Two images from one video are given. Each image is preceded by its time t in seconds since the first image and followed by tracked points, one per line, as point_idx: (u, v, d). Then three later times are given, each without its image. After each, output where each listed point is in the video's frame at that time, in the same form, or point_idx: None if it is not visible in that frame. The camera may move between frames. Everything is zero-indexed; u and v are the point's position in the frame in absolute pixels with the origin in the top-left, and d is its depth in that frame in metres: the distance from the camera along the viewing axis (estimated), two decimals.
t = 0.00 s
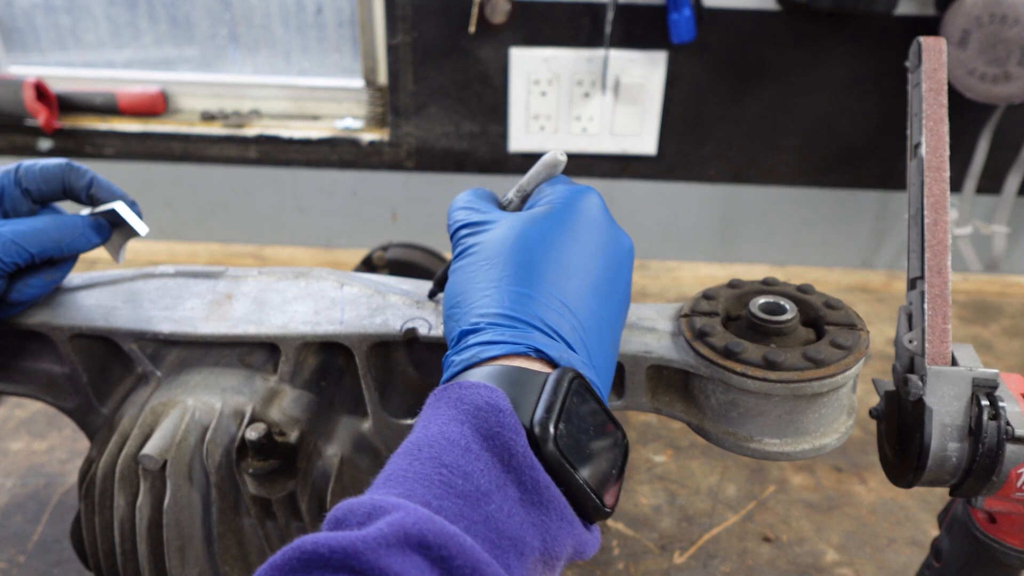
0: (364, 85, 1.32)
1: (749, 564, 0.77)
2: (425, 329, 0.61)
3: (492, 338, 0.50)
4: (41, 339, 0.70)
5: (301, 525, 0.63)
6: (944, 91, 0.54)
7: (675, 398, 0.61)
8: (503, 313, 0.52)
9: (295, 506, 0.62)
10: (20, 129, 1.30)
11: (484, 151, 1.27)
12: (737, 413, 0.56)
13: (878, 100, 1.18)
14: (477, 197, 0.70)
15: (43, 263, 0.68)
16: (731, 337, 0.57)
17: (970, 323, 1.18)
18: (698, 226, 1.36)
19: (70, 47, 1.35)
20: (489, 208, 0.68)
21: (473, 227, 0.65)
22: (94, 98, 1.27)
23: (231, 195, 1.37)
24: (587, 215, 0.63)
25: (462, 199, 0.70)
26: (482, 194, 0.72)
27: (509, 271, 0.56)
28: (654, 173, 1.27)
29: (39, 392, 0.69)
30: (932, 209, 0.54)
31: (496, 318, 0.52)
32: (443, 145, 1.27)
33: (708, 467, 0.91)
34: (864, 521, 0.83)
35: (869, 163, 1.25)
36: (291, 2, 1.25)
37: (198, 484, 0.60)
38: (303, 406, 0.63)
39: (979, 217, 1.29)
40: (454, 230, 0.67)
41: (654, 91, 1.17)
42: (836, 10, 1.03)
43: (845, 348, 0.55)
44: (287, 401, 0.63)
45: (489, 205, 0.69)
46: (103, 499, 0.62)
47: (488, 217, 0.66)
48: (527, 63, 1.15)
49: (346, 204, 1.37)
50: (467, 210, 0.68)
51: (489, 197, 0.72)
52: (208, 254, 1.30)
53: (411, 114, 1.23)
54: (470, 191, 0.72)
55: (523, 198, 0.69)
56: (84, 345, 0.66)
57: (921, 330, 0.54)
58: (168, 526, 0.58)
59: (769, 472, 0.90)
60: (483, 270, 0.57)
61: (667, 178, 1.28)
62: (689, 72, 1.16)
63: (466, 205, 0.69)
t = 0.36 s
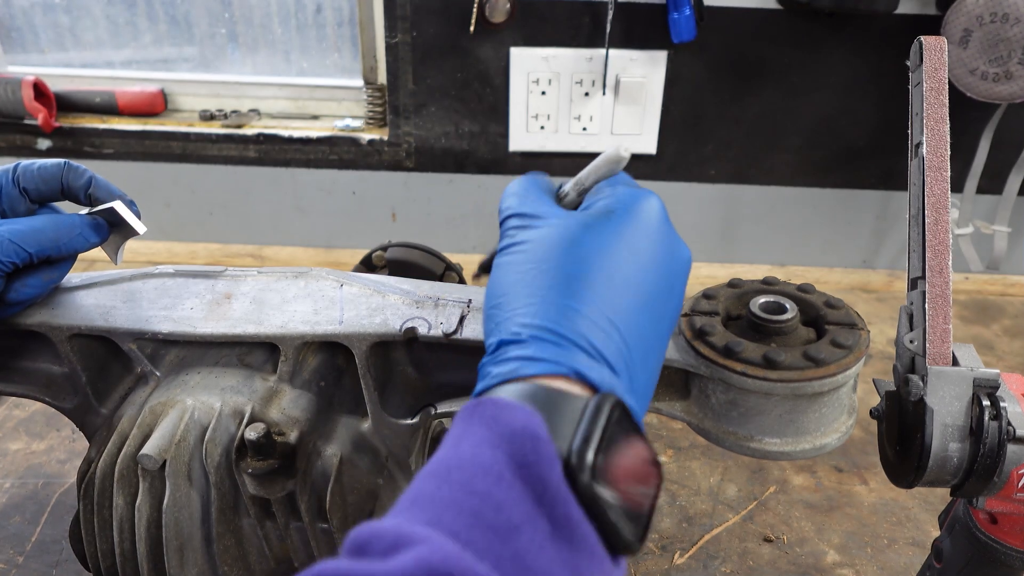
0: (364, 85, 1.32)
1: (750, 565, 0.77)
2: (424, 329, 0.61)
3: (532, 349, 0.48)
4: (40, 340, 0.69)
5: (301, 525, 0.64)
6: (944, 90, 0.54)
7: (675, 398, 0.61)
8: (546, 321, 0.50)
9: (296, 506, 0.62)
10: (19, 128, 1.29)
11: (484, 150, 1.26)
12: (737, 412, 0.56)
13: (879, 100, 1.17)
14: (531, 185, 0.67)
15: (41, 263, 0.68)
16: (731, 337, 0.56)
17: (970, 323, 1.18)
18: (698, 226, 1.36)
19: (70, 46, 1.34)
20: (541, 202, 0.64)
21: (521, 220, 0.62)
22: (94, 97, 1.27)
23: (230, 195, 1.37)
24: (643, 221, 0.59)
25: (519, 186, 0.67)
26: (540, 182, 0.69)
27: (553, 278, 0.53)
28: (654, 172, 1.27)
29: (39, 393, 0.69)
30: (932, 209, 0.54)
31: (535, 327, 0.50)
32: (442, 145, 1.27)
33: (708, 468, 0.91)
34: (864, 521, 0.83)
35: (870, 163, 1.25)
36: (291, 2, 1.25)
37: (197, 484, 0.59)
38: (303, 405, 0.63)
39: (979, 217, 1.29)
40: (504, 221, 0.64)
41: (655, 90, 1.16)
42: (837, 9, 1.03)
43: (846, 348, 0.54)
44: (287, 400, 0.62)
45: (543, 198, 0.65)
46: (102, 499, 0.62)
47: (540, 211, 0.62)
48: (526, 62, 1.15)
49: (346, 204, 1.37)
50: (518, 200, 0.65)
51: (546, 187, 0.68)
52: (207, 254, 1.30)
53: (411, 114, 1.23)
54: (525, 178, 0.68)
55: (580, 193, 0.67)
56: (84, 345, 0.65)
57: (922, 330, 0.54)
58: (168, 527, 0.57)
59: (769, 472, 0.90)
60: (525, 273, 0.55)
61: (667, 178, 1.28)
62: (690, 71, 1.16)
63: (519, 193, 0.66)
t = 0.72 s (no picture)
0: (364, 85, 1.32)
1: (750, 565, 0.77)
2: (425, 329, 0.61)
3: None
4: (36, 340, 0.69)
5: (300, 525, 0.63)
6: (944, 90, 0.54)
7: (675, 397, 0.61)
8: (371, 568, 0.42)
9: (295, 506, 0.61)
10: (19, 128, 1.29)
11: (484, 150, 1.26)
12: (737, 412, 0.56)
13: (879, 99, 1.17)
14: (459, 457, 0.46)
15: (44, 244, 0.67)
16: (732, 337, 0.56)
17: (971, 323, 1.18)
18: (698, 226, 1.35)
19: (70, 46, 1.34)
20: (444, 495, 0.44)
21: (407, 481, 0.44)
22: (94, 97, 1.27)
23: (230, 195, 1.36)
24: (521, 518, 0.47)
25: (433, 453, 0.46)
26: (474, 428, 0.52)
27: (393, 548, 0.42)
28: (654, 172, 1.27)
29: (39, 392, 0.69)
30: (932, 209, 0.54)
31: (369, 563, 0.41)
32: (442, 145, 1.27)
33: (708, 468, 0.91)
34: (864, 521, 0.83)
35: (869, 163, 1.25)
36: (291, 2, 1.25)
37: (197, 484, 0.59)
38: (304, 406, 0.63)
39: (979, 217, 1.29)
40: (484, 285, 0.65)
41: (655, 90, 1.16)
42: (837, 9, 1.03)
43: (846, 348, 0.54)
44: (287, 401, 0.62)
45: (444, 481, 0.45)
46: (101, 499, 0.62)
47: (428, 487, 0.44)
48: (526, 62, 1.15)
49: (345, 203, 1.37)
50: (422, 471, 0.45)
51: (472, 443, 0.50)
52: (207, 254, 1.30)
53: (410, 114, 1.23)
54: (452, 450, 0.46)
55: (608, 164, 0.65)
56: (84, 345, 0.65)
57: (922, 330, 0.54)
58: (168, 527, 0.57)
59: (769, 472, 0.90)
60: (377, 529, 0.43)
61: (667, 177, 1.28)
62: (690, 71, 1.16)
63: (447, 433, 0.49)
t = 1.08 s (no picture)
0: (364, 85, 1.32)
1: (750, 564, 0.77)
2: (424, 329, 0.61)
3: None
4: (35, 341, 0.69)
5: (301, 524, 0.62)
6: (944, 91, 0.54)
7: (675, 397, 0.61)
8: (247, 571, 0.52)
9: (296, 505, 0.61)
10: (19, 128, 1.30)
11: (484, 151, 1.26)
12: (737, 412, 0.56)
13: (879, 99, 1.17)
14: (332, 469, 0.53)
15: (54, 251, 0.67)
16: (732, 337, 0.56)
17: (970, 323, 1.18)
18: (698, 227, 1.35)
19: (70, 46, 1.34)
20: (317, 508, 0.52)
21: (283, 494, 0.52)
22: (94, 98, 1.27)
23: (230, 195, 1.36)
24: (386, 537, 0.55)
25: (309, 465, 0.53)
26: (373, 448, 0.59)
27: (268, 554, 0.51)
28: (654, 172, 1.27)
29: (39, 393, 0.70)
30: (932, 209, 0.54)
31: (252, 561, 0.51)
32: (442, 145, 1.27)
33: (708, 468, 0.91)
34: (864, 521, 0.83)
35: (869, 163, 1.25)
36: (291, 2, 1.25)
37: (197, 484, 0.59)
38: (305, 406, 0.63)
39: (979, 217, 1.29)
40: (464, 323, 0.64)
41: (654, 90, 1.16)
42: (837, 9, 1.03)
43: (846, 348, 0.54)
44: (287, 400, 0.62)
45: (315, 495, 0.52)
46: (102, 499, 0.62)
47: (302, 504, 0.52)
48: (526, 62, 1.15)
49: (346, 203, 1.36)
50: (298, 485, 0.52)
51: (363, 463, 0.58)
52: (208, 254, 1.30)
53: (411, 114, 1.23)
54: (323, 464, 0.52)
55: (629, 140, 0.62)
56: (84, 344, 0.65)
57: (922, 330, 0.54)
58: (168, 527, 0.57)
59: (769, 472, 0.90)
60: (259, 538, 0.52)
61: (667, 178, 1.28)
62: (690, 71, 1.16)
63: (339, 444, 0.56)
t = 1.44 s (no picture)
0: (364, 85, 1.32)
1: (750, 564, 0.77)
2: (425, 329, 0.61)
3: None
4: (36, 341, 0.69)
5: (301, 524, 0.62)
6: (944, 91, 0.54)
7: (675, 397, 0.61)
8: None
9: (296, 505, 0.61)
10: (19, 128, 1.30)
11: (484, 150, 1.26)
12: (737, 412, 0.56)
13: (879, 99, 1.17)
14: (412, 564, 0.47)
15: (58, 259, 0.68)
16: (732, 337, 0.56)
17: (971, 323, 1.18)
18: (698, 227, 1.35)
19: (70, 46, 1.34)
20: None
21: None
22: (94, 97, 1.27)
23: (230, 195, 1.36)
24: None
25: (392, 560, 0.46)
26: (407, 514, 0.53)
27: None
28: (654, 173, 1.27)
29: (39, 393, 0.70)
30: (932, 209, 0.54)
31: None
32: (442, 145, 1.27)
33: (708, 468, 0.91)
34: (864, 521, 0.83)
35: (869, 163, 1.25)
36: (291, 2, 1.25)
37: (197, 484, 0.59)
38: (304, 406, 0.63)
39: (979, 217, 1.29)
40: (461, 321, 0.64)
41: (654, 90, 1.16)
42: (837, 9, 1.03)
43: (846, 348, 0.54)
44: (287, 401, 0.62)
45: None
46: (102, 499, 0.62)
47: None
48: (526, 62, 1.15)
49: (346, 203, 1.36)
50: None
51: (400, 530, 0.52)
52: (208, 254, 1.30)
53: (411, 114, 1.23)
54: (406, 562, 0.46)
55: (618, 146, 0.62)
56: (83, 344, 0.65)
57: (922, 330, 0.54)
58: (168, 527, 0.57)
59: (769, 472, 0.90)
60: None
61: (667, 178, 1.28)
62: (690, 71, 1.16)
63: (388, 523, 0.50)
